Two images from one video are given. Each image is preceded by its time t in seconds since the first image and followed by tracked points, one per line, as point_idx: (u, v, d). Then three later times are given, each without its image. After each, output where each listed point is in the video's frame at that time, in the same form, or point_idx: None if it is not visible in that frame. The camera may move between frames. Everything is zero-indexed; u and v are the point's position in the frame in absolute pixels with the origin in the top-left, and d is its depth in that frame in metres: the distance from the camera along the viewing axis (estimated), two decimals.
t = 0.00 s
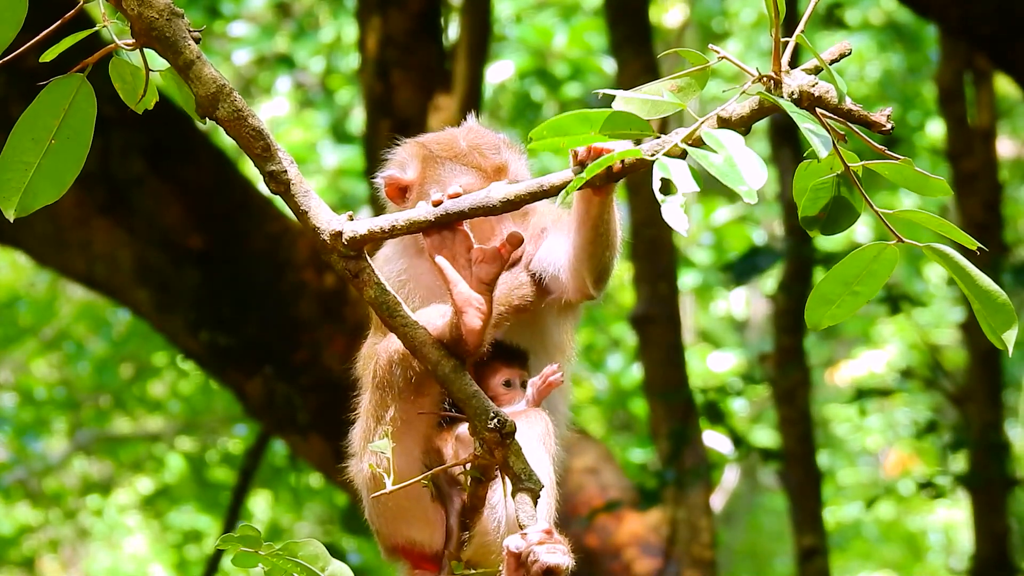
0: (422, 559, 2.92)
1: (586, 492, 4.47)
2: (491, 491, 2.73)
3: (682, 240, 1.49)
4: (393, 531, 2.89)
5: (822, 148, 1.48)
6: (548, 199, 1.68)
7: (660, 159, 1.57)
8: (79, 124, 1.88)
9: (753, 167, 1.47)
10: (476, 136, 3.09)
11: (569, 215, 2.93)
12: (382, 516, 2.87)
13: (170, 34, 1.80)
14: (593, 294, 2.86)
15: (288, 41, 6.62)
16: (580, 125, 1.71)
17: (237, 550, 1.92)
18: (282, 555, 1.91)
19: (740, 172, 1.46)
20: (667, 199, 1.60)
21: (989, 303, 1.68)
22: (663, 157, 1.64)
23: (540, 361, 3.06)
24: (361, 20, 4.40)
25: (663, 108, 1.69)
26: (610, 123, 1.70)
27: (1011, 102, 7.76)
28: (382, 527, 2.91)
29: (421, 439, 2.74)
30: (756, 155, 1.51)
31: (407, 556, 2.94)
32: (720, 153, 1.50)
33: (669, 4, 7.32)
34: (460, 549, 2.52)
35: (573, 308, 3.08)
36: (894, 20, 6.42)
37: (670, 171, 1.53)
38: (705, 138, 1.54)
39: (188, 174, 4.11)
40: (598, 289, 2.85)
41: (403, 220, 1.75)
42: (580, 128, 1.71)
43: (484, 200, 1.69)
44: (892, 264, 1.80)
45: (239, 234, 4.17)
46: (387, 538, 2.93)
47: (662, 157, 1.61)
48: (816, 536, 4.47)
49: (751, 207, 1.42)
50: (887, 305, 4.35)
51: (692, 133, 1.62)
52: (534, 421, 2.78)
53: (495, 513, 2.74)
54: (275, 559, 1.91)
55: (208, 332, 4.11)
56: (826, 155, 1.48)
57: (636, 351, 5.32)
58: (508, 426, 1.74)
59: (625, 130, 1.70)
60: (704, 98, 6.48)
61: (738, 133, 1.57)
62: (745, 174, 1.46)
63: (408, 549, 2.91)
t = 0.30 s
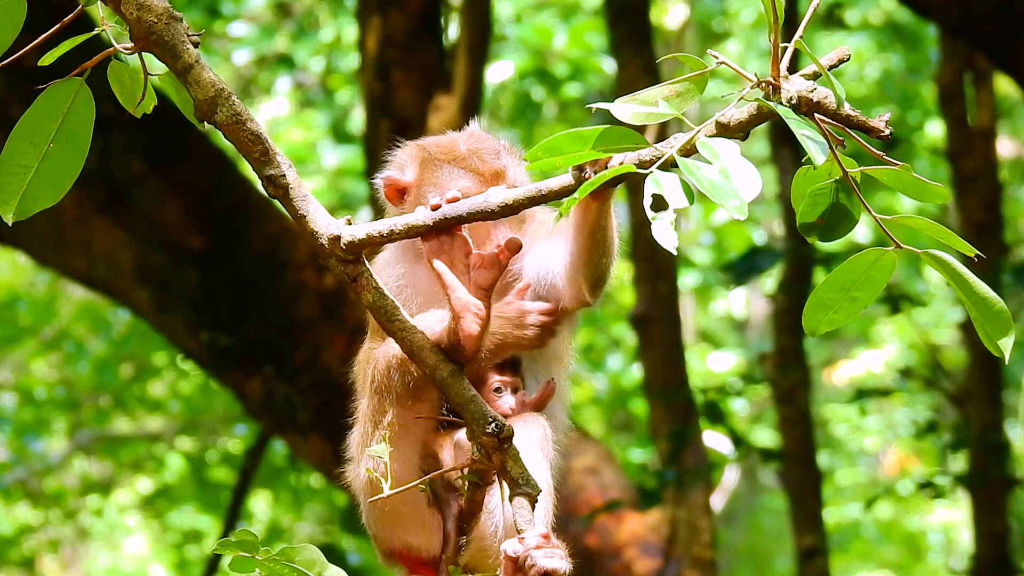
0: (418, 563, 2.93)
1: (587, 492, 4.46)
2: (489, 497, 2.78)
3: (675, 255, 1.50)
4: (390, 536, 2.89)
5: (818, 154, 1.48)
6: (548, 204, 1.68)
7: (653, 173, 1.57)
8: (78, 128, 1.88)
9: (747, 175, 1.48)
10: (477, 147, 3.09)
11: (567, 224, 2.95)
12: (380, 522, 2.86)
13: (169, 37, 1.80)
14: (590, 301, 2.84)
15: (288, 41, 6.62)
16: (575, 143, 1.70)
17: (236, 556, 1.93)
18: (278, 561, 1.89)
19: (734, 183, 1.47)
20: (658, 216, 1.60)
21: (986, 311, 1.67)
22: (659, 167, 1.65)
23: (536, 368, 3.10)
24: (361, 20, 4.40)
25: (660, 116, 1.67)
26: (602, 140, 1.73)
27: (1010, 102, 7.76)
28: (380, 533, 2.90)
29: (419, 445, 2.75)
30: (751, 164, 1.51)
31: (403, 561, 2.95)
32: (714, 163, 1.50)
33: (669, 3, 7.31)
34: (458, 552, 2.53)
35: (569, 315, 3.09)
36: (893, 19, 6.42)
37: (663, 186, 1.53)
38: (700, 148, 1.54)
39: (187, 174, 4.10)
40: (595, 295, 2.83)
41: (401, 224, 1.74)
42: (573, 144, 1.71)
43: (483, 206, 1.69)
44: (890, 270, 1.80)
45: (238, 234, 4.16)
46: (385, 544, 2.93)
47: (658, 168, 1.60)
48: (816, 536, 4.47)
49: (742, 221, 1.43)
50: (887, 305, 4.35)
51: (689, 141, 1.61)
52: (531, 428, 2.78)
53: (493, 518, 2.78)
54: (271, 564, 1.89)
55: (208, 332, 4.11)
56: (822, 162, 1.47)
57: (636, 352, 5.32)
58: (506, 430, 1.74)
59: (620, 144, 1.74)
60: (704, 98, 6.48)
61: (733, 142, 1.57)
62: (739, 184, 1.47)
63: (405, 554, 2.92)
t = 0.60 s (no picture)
0: (418, 562, 2.93)
1: (587, 492, 4.46)
2: (489, 495, 2.78)
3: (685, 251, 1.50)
4: (390, 534, 2.89)
5: (824, 147, 1.48)
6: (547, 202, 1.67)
7: (659, 170, 1.57)
8: (78, 127, 1.88)
9: (753, 172, 1.48)
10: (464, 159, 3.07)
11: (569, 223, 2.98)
12: (380, 521, 2.85)
13: (169, 37, 1.80)
14: (595, 297, 2.85)
15: (288, 41, 6.62)
16: (579, 142, 1.73)
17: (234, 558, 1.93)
18: (276, 562, 1.90)
19: (741, 179, 1.47)
20: (668, 216, 1.60)
21: (989, 305, 1.68)
22: (664, 165, 1.63)
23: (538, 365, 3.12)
24: (361, 20, 4.40)
25: (661, 113, 1.66)
26: (606, 139, 1.73)
27: (1010, 102, 7.76)
28: (379, 532, 2.90)
29: (419, 445, 2.76)
30: (756, 159, 1.51)
31: (403, 560, 2.95)
32: (720, 160, 1.50)
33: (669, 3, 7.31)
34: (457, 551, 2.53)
35: (571, 310, 3.12)
36: (893, 19, 6.42)
37: (670, 185, 1.53)
38: (705, 145, 1.54)
39: (187, 173, 4.10)
40: (598, 291, 2.84)
41: (402, 222, 1.74)
42: (578, 145, 1.74)
43: (483, 203, 1.69)
44: (891, 266, 1.80)
45: (238, 234, 4.16)
46: (384, 543, 2.93)
47: (662, 165, 1.60)
48: (816, 536, 4.47)
49: (752, 216, 1.43)
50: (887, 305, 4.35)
51: (692, 138, 1.61)
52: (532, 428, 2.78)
53: (492, 517, 2.78)
54: (270, 566, 1.89)
55: (208, 332, 4.11)
56: (828, 153, 1.48)
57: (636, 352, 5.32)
58: (507, 428, 1.74)
59: (624, 142, 1.72)
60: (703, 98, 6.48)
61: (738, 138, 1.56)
62: (746, 180, 1.47)
63: (405, 553, 2.91)
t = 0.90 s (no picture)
0: (417, 560, 2.93)
1: (587, 492, 4.46)
2: (488, 493, 2.78)
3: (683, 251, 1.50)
4: (389, 532, 2.89)
5: (822, 151, 1.48)
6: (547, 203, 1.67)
7: (658, 169, 1.56)
8: (77, 126, 1.88)
9: (752, 173, 1.49)
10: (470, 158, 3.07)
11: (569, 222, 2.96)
12: (378, 518, 2.86)
13: (169, 36, 1.80)
14: (595, 296, 2.85)
15: (288, 41, 6.61)
16: (577, 137, 1.73)
17: (234, 554, 1.93)
18: (277, 560, 1.88)
19: (739, 179, 1.47)
20: (665, 213, 1.60)
21: (987, 306, 1.67)
22: (663, 164, 1.63)
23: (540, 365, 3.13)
24: (361, 20, 4.40)
25: (661, 113, 1.67)
26: (606, 136, 1.72)
27: (1010, 102, 7.76)
28: (378, 529, 2.90)
29: (416, 442, 2.73)
30: (755, 160, 1.51)
31: (402, 558, 2.95)
32: (719, 161, 1.50)
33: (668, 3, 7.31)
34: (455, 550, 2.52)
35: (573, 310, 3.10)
36: (894, 19, 6.42)
37: (669, 183, 1.53)
38: (704, 145, 1.54)
39: (186, 173, 4.10)
40: (599, 291, 2.84)
41: (400, 222, 1.74)
42: (577, 140, 1.73)
43: (483, 204, 1.69)
44: (890, 267, 1.81)
45: (238, 234, 4.16)
46: (383, 540, 2.93)
47: (661, 165, 1.60)
48: (816, 536, 4.47)
49: (750, 216, 1.43)
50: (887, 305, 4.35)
51: (691, 139, 1.62)
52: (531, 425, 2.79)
53: (491, 515, 2.78)
54: (271, 563, 1.88)
55: (208, 332, 4.10)
56: (826, 158, 1.48)
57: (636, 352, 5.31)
58: (505, 429, 1.73)
59: (623, 140, 1.72)
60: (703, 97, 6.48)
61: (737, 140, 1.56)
62: (744, 180, 1.48)
63: (404, 551, 2.91)
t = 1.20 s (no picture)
0: (419, 555, 2.92)
1: (586, 492, 4.46)
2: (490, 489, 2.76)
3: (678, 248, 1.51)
4: (392, 528, 2.89)
5: (821, 147, 1.48)
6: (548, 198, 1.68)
7: (655, 164, 1.57)
8: (78, 123, 1.88)
9: (750, 169, 1.48)
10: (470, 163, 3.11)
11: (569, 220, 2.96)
12: (380, 513, 2.86)
13: (169, 33, 1.79)
14: (595, 293, 2.85)
15: (288, 41, 6.61)
16: (576, 133, 1.73)
17: (235, 546, 1.91)
18: (279, 552, 1.89)
19: (737, 176, 1.47)
20: (661, 209, 1.62)
21: (988, 300, 1.67)
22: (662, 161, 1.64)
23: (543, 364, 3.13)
24: (361, 20, 4.40)
25: (662, 110, 1.67)
26: (604, 131, 1.72)
27: (1010, 102, 7.76)
28: (381, 524, 2.90)
29: (418, 438, 2.75)
30: (753, 157, 1.51)
31: (404, 553, 2.96)
32: (717, 157, 1.50)
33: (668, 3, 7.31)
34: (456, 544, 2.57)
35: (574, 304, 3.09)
36: (894, 19, 6.42)
37: (665, 178, 1.54)
38: (703, 142, 1.54)
39: (187, 173, 4.11)
40: (600, 288, 2.85)
41: (402, 219, 1.74)
42: (575, 135, 1.73)
43: (483, 199, 1.69)
44: (891, 261, 1.80)
45: (239, 233, 4.16)
46: (386, 535, 2.93)
47: (660, 161, 1.60)
48: (816, 536, 4.47)
49: (746, 212, 1.43)
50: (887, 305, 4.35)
51: (691, 135, 1.62)
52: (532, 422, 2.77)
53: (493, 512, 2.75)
54: (274, 555, 1.89)
55: (208, 332, 4.11)
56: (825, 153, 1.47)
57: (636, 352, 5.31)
58: (507, 424, 1.74)
59: (622, 135, 1.72)
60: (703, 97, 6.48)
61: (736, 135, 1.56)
62: (742, 177, 1.47)
63: (407, 546, 2.92)
